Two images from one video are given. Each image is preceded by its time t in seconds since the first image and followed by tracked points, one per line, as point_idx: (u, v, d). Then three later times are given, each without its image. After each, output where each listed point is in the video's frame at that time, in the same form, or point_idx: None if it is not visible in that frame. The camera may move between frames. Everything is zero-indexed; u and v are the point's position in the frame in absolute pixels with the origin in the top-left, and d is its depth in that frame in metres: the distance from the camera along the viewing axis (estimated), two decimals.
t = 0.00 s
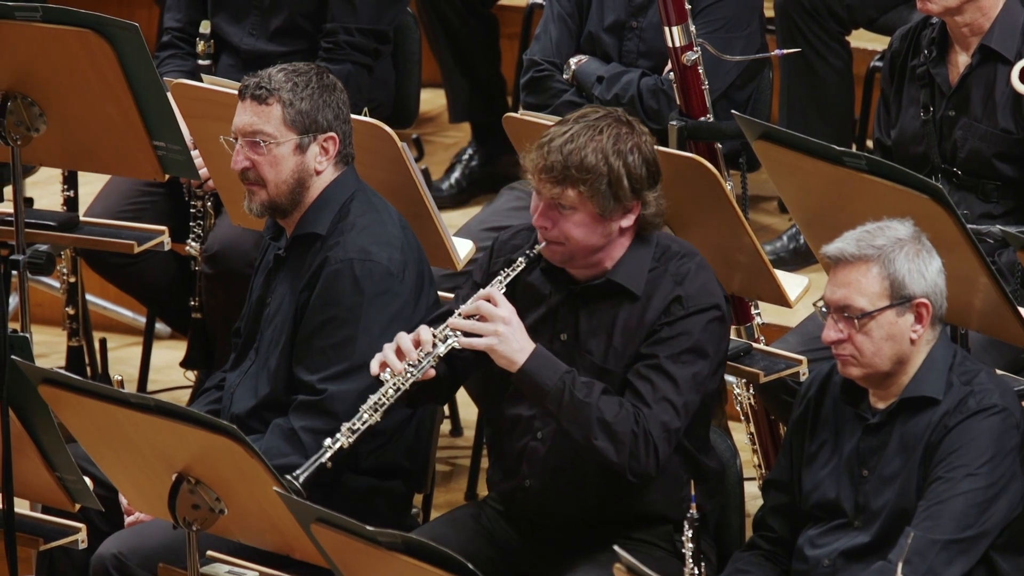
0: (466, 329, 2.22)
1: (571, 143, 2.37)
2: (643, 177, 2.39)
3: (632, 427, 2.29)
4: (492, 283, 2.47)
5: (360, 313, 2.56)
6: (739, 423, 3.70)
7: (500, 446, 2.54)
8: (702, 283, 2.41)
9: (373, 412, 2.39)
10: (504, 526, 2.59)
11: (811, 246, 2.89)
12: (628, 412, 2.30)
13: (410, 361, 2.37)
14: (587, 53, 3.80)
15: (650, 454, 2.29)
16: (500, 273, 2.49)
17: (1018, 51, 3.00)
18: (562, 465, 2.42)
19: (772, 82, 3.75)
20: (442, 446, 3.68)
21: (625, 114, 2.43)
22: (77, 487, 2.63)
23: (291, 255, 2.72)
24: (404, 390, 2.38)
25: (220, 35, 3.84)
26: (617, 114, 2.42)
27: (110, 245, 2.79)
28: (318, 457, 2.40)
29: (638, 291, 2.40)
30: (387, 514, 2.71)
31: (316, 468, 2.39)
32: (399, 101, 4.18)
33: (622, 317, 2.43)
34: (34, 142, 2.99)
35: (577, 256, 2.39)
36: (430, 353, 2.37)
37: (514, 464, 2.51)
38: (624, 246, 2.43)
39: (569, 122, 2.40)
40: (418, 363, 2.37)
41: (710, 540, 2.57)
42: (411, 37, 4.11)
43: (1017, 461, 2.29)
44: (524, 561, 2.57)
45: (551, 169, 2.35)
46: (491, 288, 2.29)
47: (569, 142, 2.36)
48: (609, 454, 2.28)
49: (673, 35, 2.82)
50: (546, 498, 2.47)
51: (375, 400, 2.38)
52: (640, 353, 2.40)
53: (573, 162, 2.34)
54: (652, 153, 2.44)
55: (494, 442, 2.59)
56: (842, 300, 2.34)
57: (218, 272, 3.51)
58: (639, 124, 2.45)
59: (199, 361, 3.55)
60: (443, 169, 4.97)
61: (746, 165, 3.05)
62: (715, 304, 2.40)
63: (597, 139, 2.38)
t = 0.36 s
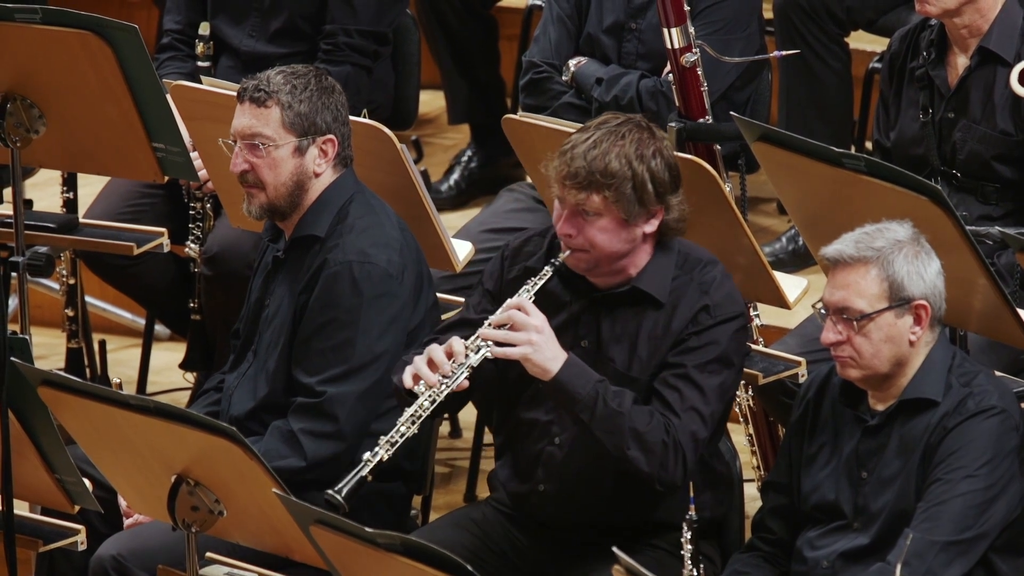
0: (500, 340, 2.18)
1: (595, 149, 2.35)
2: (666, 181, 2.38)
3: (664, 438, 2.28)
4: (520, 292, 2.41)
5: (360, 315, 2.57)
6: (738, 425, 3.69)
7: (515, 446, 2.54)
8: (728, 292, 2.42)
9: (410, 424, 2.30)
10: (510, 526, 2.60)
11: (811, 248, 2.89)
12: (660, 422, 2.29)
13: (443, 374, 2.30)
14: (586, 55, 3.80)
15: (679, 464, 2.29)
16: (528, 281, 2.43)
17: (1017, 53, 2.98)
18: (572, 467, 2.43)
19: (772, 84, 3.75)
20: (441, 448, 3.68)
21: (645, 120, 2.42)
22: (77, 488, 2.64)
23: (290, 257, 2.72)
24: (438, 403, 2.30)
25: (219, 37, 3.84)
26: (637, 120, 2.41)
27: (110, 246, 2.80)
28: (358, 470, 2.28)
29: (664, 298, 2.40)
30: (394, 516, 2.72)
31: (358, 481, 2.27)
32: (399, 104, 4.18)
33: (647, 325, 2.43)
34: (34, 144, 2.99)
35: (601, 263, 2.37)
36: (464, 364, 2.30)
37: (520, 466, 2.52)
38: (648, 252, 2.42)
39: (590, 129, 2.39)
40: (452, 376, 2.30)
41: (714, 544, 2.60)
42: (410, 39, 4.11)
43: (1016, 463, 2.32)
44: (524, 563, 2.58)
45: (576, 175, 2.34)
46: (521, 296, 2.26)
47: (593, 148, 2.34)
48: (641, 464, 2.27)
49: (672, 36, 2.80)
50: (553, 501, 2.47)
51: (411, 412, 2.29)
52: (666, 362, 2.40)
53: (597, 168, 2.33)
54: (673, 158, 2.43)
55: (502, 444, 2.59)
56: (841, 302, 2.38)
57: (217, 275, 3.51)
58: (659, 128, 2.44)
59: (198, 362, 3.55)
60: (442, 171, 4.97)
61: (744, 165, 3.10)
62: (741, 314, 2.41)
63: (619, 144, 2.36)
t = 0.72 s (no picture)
0: (482, 314, 2.24)
1: (585, 128, 2.39)
2: (656, 164, 2.41)
3: (648, 412, 2.28)
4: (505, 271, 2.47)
5: (355, 319, 2.58)
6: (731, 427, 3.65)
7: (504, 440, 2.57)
8: (717, 274, 2.42)
9: (391, 395, 2.37)
10: (506, 524, 2.61)
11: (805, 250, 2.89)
12: (644, 397, 2.29)
13: (426, 347, 2.36)
14: (580, 57, 3.80)
15: (666, 438, 2.28)
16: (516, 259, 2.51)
17: (1010, 55, 2.97)
18: (564, 456, 2.46)
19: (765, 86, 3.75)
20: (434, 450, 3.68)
21: (638, 106, 2.46)
22: (72, 491, 2.65)
23: (284, 261, 2.72)
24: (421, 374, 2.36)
25: (214, 40, 3.85)
26: (630, 104, 2.45)
27: (104, 249, 2.81)
28: (338, 437, 2.35)
29: (652, 281, 2.40)
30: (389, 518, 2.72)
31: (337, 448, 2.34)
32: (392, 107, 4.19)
33: (636, 308, 2.43)
34: (28, 147, 3.00)
35: (590, 246, 2.39)
36: (447, 338, 2.36)
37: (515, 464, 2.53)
38: (637, 237, 2.44)
39: (582, 110, 2.43)
40: (434, 350, 2.35)
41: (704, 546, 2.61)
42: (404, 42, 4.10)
43: (1009, 465, 2.34)
44: (517, 565, 2.59)
45: (565, 153, 2.37)
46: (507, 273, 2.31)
47: (583, 126, 2.38)
48: (625, 437, 2.26)
49: (666, 39, 2.79)
50: (547, 496, 2.49)
51: (393, 383, 2.36)
52: (655, 343, 2.40)
53: (586, 145, 2.36)
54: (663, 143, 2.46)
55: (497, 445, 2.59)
56: (835, 304, 2.40)
57: (211, 277, 3.51)
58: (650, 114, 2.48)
59: (192, 364, 3.59)
60: (437, 174, 4.97)
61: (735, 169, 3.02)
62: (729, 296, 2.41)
63: (609, 125, 2.40)
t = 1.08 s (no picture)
0: (411, 283, 2.30)
1: (526, 106, 2.47)
2: (597, 144, 2.48)
3: (576, 378, 2.33)
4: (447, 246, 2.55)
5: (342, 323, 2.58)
6: (717, 430, 3.60)
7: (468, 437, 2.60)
8: (657, 250, 2.48)
9: (320, 362, 2.38)
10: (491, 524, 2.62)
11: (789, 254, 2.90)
12: (573, 364, 2.35)
13: (358, 316, 2.39)
14: (566, 61, 3.79)
15: (595, 406, 2.34)
16: (459, 234, 2.61)
17: (995, 59, 2.96)
18: (535, 444, 2.49)
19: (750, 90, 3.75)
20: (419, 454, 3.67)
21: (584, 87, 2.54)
22: (59, 494, 2.66)
23: (270, 265, 2.72)
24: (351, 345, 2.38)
25: (200, 45, 3.86)
26: (576, 85, 2.53)
27: (92, 253, 2.81)
28: (264, 402, 2.36)
29: (595, 258, 2.46)
30: (376, 522, 2.73)
31: (263, 413, 2.34)
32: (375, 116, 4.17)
33: (580, 283, 2.49)
34: (15, 152, 3.00)
35: (533, 225, 2.46)
36: (380, 310, 2.39)
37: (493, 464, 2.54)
38: (581, 218, 2.50)
39: (526, 90, 2.51)
40: (366, 320, 2.39)
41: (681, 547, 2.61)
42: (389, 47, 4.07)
43: (995, 469, 2.35)
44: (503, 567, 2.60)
45: (505, 130, 2.46)
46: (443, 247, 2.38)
47: (524, 104, 2.47)
48: (552, 405, 2.32)
49: (651, 42, 2.77)
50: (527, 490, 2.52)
51: (323, 350, 2.37)
52: (595, 317, 2.46)
53: (525, 123, 2.45)
54: (609, 125, 2.53)
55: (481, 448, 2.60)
56: (821, 308, 2.42)
57: (198, 281, 3.49)
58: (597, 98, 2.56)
59: (179, 369, 3.62)
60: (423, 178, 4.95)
61: (724, 172, 3.10)
62: (669, 271, 2.46)
63: (551, 104, 2.48)
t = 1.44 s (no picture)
0: (355, 289, 2.40)
1: (463, 107, 2.52)
2: (536, 141, 2.52)
3: (515, 376, 2.37)
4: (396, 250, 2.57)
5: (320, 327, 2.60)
6: (693, 434, 3.59)
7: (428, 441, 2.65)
8: (597, 243, 2.50)
9: (268, 373, 2.50)
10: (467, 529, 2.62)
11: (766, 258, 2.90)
12: (512, 362, 2.39)
13: (306, 326, 2.47)
14: (542, 66, 3.77)
15: (535, 402, 2.37)
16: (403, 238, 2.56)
17: (972, 63, 2.95)
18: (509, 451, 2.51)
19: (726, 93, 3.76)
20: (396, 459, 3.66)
21: (523, 84, 2.58)
22: (38, 498, 2.65)
23: (246, 270, 2.73)
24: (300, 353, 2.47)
25: (177, 49, 3.89)
26: (515, 82, 2.57)
27: (70, 258, 2.82)
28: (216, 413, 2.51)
29: (537, 252, 2.50)
30: (354, 529, 2.73)
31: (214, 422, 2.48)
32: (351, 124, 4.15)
33: (523, 279, 2.52)
34: None
35: (477, 223, 2.52)
36: (327, 318, 2.47)
37: (466, 466, 2.54)
38: (526, 214, 2.54)
39: (466, 90, 2.56)
40: (314, 329, 2.47)
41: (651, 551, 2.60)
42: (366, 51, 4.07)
43: (972, 473, 2.35)
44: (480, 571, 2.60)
45: (443, 131, 2.51)
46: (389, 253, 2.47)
47: (460, 105, 2.52)
48: (492, 404, 2.37)
49: (628, 47, 2.77)
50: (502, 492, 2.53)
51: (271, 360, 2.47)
52: (535, 312, 2.49)
53: (462, 123, 2.50)
54: (549, 120, 2.57)
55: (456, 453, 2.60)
56: (796, 312, 2.42)
57: (175, 285, 3.49)
58: (538, 93, 2.59)
59: (156, 374, 3.54)
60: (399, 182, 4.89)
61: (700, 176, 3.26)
62: (607, 263, 2.48)
63: (488, 103, 2.53)
